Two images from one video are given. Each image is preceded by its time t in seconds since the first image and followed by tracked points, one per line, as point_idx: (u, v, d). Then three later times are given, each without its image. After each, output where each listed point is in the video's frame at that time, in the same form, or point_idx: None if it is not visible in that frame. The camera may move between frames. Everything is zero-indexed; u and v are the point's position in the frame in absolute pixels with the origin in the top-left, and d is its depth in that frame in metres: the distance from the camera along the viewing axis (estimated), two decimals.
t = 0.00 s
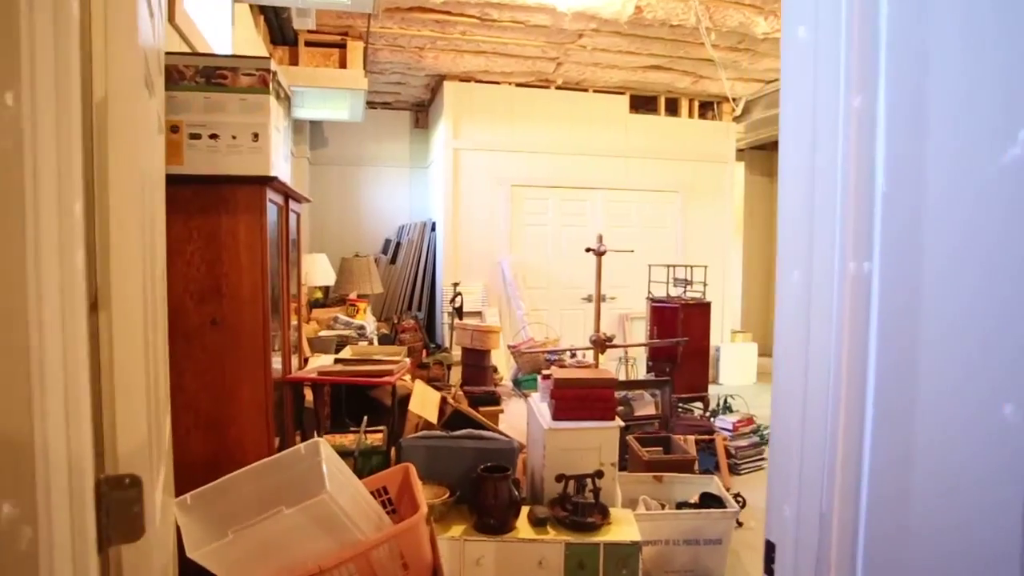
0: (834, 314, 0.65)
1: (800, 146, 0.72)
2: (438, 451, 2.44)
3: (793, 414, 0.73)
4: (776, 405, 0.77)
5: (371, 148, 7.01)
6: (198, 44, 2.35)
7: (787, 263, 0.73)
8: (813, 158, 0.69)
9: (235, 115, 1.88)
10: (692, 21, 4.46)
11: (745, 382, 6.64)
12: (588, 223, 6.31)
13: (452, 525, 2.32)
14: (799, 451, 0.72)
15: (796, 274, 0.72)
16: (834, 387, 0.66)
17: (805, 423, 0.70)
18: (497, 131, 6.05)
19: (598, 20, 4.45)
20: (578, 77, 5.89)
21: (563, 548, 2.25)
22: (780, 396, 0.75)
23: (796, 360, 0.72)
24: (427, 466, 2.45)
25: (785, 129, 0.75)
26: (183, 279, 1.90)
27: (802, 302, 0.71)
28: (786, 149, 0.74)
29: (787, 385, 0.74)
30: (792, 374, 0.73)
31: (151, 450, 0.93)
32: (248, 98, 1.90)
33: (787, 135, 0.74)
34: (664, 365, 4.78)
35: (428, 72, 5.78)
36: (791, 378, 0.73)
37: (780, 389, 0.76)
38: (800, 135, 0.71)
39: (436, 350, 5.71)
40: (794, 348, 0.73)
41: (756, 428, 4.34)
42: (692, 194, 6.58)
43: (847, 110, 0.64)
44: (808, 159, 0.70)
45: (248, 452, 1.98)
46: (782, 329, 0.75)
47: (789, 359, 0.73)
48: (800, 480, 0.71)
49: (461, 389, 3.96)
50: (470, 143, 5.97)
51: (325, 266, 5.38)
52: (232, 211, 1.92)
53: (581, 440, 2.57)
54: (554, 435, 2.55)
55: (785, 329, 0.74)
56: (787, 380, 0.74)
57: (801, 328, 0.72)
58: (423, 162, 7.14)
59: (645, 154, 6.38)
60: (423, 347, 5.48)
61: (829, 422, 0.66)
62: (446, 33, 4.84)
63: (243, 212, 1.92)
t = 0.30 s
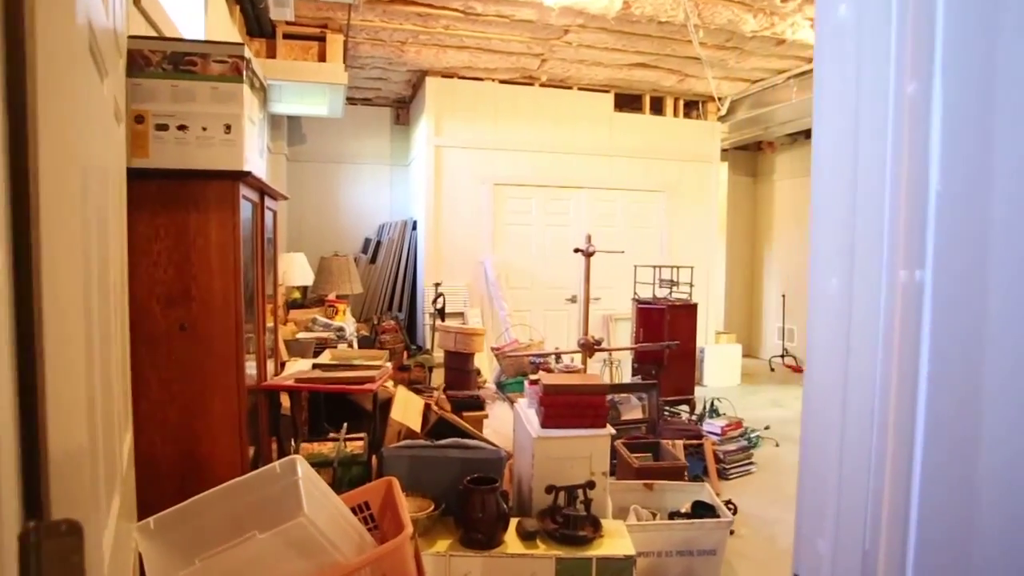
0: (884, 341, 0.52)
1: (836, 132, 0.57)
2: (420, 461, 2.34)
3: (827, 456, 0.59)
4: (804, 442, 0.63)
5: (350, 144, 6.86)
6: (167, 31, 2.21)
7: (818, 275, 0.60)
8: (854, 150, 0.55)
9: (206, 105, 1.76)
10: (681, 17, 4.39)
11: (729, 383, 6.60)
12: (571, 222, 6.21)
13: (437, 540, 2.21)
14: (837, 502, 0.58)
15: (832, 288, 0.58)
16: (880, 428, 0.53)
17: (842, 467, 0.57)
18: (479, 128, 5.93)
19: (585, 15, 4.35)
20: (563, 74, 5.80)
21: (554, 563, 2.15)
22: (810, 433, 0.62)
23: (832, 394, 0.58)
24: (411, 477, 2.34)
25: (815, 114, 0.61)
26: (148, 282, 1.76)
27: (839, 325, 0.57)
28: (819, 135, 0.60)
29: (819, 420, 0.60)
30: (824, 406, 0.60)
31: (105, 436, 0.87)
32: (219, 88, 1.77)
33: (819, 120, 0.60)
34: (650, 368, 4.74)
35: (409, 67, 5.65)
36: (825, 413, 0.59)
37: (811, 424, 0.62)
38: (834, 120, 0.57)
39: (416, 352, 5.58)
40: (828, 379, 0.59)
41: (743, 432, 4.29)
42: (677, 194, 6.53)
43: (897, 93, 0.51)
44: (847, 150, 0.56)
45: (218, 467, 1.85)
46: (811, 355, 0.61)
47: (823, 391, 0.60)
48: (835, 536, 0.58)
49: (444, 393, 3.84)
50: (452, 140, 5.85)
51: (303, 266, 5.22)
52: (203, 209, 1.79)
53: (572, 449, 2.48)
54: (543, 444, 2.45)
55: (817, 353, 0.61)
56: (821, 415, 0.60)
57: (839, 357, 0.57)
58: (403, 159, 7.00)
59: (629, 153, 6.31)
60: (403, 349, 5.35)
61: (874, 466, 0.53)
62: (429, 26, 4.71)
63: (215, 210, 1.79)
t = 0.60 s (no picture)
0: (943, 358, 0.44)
1: (881, 115, 0.49)
2: (409, 470, 2.24)
3: (868, 487, 0.51)
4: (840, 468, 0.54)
5: (334, 141, 6.72)
6: (142, 19, 2.10)
7: (858, 279, 0.51)
8: (905, 137, 0.46)
9: (182, 95, 1.66)
10: (673, 13, 4.32)
11: (717, 384, 6.56)
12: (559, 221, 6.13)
13: (426, 553, 2.10)
14: (878, 553, 0.50)
15: (876, 295, 0.49)
16: (932, 497, 0.45)
17: (886, 500, 0.49)
18: (466, 126, 5.82)
19: (576, 11, 4.27)
20: (551, 71, 5.72)
21: None
22: (847, 459, 0.53)
23: (875, 416, 0.50)
24: (398, 487, 2.24)
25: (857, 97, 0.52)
26: (118, 284, 1.64)
27: (879, 373, 0.49)
28: (861, 120, 0.51)
29: (858, 446, 0.52)
30: (863, 424, 0.51)
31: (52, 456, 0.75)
32: (196, 76, 1.67)
33: (862, 104, 0.51)
34: (640, 370, 4.64)
35: (395, 62, 5.54)
36: (865, 437, 0.51)
37: (846, 449, 0.53)
38: (879, 101, 0.49)
39: (402, 353, 5.47)
40: (871, 401, 0.50)
41: (736, 435, 4.23)
42: (665, 194, 6.47)
43: (958, 76, 0.42)
44: (896, 135, 0.47)
45: (194, 479, 1.74)
46: (850, 371, 0.53)
47: (861, 422, 0.51)
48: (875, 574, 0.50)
49: (432, 397, 3.75)
50: (439, 137, 5.74)
51: (285, 265, 5.11)
52: (177, 206, 1.69)
53: (566, 457, 2.39)
54: (536, 451, 2.36)
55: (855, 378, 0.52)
56: (860, 440, 0.51)
57: (880, 408, 0.49)
58: (389, 157, 6.89)
59: (618, 152, 6.25)
60: (388, 351, 5.24)
61: (929, 496, 0.45)
62: (416, 21, 4.61)
63: (190, 208, 1.70)
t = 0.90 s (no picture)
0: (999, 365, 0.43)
1: (917, 110, 0.47)
2: (395, 477, 2.16)
3: (905, 493, 0.50)
4: (872, 473, 0.53)
5: (319, 138, 6.61)
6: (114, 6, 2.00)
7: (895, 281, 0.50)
8: (950, 137, 0.45)
9: (154, 83, 1.58)
10: (663, 9, 4.26)
11: (706, 385, 6.52)
12: (547, 221, 6.06)
13: (413, 564, 2.00)
14: (919, 557, 0.49)
15: (914, 294, 0.48)
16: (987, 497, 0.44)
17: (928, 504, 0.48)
18: (453, 123, 5.74)
19: (565, 6, 4.19)
20: (540, 69, 5.65)
21: None
22: (881, 465, 0.52)
23: (911, 419, 0.49)
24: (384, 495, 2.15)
25: (891, 94, 0.51)
26: (85, 284, 1.55)
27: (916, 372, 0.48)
28: (894, 114, 0.50)
29: (894, 451, 0.51)
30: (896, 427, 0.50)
31: None
32: (169, 64, 1.59)
33: (896, 102, 0.50)
34: (629, 370, 4.58)
35: (381, 58, 5.44)
36: (899, 439, 0.50)
37: (880, 452, 0.52)
38: (916, 96, 0.47)
39: (388, 354, 5.37)
40: (907, 406, 0.49)
41: (727, 436, 4.18)
42: (654, 194, 6.43)
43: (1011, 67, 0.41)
44: (937, 135, 0.46)
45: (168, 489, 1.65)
46: (883, 376, 0.51)
47: (894, 424, 0.51)
48: None
49: (419, 399, 3.66)
50: (425, 135, 5.65)
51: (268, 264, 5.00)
52: (149, 200, 1.60)
53: (558, 462, 2.32)
54: (527, 456, 2.29)
55: (885, 378, 0.52)
56: (895, 445, 0.50)
57: (917, 410, 0.48)
58: (375, 155, 6.79)
59: (606, 151, 6.19)
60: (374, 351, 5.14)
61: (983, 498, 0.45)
62: (402, 15, 4.52)
63: (163, 202, 1.61)
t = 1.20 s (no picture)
0: None
1: (958, 102, 0.47)
2: (381, 482, 2.10)
3: (947, 499, 0.48)
4: (907, 475, 0.52)
5: (304, 134, 6.50)
6: None
7: (931, 272, 0.49)
8: (997, 130, 0.44)
9: (121, 68, 1.60)
10: (655, 4, 4.20)
11: (696, 384, 6.48)
12: (536, 219, 5.99)
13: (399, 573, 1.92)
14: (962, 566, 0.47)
15: (955, 292, 0.47)
16: None
17: (974, 509, 0.46)
18: (441, 119, 5.65)
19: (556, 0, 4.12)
20: (529, 65, 5.58)
21: None
22: (918, 467, 0.51)
23: (955, 422, 0.48)
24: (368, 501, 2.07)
25: (929, 87, 0.50)
26: (49, 278, 1.57)
27: (959, 373, 0.47)
28: (933, 109, 0.49)
29: (933, 454, 0.49)
30: (938, 430, 0.49)
31: None
32: (137, 47, 1.61)
33: (936, 95, 0.49)
34: (620, 370, 4.55)
35: (367, 53, 5.35)
36: (940, 439, 0.49)
37: (916, 453, 0.51)
38: (958, 89, 0.47)
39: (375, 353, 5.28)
40: (949, 408, 0.48)
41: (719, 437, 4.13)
42: (644, 192, 6.38)
43: None
44: (983, 128, 0.45)
45: (138, 487, 1.66)
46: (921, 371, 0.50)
47: (933, 425, 0.49)
48: None
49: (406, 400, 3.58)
50: (413, 131, 5.56)
51: (252, 262, 4.88)
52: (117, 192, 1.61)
53: (549, 465, 2.24)
54: (517, 460, 2.21)
55: (922, 379, 0.51)
56: (934, 447, 0.49)
57: (961, 411, 0.47)
58: (361, 152, 6.69)
59: (597, 148, 6.13)
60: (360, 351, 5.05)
61: None
62: (389, 9, 4.43)
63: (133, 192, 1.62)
